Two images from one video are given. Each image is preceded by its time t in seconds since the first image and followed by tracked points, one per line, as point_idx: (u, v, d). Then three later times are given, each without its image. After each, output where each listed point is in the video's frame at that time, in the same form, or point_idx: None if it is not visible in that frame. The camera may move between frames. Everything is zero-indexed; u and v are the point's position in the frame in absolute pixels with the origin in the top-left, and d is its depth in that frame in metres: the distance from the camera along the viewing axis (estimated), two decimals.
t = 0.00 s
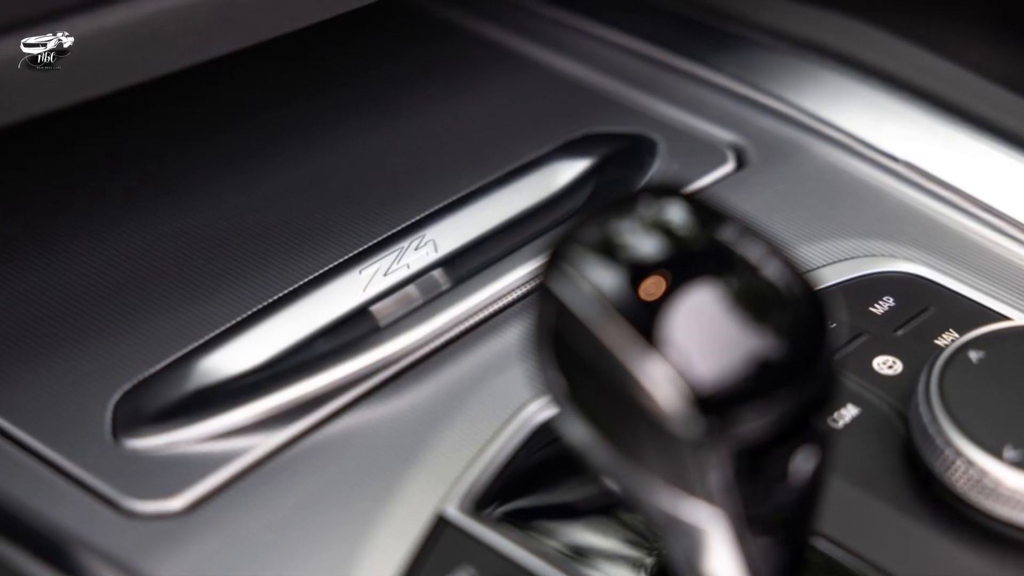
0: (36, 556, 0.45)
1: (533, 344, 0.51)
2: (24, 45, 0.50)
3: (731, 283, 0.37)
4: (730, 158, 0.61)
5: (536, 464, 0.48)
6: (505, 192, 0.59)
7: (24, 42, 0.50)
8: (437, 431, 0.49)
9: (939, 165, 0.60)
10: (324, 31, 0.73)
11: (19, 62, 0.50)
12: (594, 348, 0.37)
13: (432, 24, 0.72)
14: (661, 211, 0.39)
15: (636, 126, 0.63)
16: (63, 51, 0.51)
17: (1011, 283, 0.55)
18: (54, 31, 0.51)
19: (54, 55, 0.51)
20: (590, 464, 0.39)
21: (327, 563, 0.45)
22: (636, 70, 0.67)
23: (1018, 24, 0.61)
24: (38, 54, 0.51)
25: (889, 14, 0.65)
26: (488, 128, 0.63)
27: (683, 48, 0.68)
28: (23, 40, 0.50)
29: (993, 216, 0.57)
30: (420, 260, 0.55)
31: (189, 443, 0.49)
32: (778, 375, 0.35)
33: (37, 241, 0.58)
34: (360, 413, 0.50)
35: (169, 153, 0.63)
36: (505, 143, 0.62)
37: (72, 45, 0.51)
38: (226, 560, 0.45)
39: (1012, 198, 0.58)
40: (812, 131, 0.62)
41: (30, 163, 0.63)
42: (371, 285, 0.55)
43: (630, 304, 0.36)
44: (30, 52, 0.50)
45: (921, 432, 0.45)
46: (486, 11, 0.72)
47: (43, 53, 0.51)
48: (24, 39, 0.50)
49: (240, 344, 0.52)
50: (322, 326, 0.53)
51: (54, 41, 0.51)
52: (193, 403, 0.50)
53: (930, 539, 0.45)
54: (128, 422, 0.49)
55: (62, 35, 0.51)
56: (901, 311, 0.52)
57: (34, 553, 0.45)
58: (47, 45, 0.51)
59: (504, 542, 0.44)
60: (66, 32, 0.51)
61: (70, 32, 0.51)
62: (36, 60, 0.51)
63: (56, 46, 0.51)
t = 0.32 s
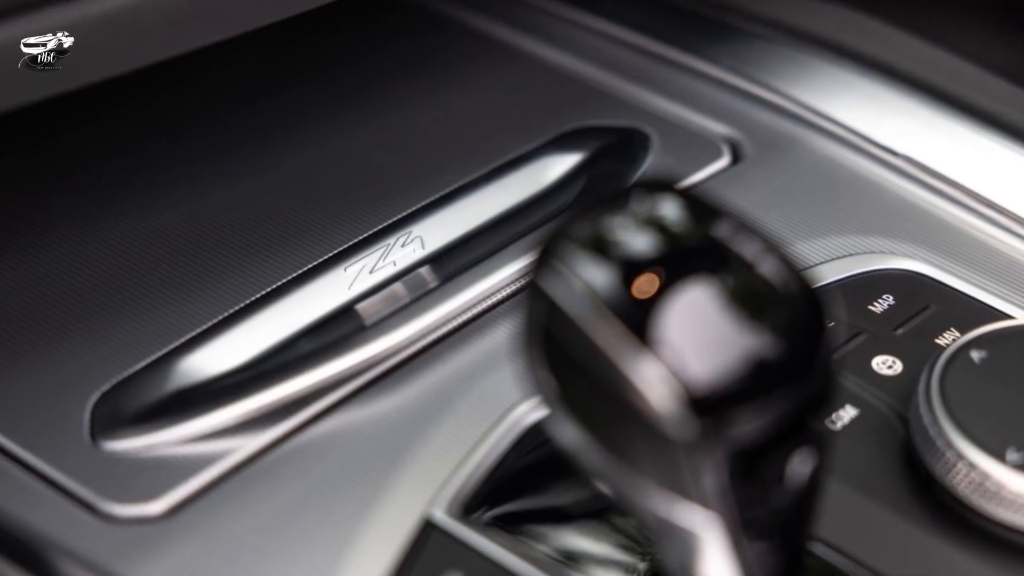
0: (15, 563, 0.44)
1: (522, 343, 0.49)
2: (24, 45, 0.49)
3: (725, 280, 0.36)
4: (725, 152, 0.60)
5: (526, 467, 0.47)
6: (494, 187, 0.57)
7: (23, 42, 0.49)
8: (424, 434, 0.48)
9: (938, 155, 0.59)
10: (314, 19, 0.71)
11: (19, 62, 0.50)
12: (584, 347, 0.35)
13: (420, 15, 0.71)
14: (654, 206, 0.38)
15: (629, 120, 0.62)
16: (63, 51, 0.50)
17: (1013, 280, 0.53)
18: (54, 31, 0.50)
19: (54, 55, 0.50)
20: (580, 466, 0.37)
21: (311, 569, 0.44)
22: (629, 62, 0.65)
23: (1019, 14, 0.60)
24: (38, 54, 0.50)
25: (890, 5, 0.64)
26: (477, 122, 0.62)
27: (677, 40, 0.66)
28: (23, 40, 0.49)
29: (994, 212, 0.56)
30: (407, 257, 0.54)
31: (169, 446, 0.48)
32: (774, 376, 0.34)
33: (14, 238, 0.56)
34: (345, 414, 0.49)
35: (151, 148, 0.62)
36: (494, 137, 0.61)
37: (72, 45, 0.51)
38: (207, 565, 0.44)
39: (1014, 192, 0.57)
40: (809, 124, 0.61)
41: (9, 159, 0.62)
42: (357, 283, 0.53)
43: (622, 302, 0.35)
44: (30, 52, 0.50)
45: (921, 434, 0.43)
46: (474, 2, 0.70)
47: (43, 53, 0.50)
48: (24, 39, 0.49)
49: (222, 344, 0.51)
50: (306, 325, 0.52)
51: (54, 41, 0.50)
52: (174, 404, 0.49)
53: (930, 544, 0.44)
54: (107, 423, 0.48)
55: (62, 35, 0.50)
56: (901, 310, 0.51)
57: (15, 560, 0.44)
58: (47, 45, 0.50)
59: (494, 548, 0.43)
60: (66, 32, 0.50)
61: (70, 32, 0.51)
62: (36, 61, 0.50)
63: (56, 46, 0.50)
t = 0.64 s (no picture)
0: None
1: (511, 343, 0.48)
2: (24, 45, 0.49)
3: (720, 278, 0.34)
4: (720, 146, 0.58)
5: (516, 469, 0.45)
6: (483, 182, 0.56)
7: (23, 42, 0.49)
8: (411, 436, 0.46)
9: (939, 150, 0.57)
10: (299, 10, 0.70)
11: (19, 62, 0.49)
12: (575, 346, 0.34)
13: (407, 5, 0.69)
14: (647, 202, 0.37)
15: (621, 113, 0.60)
16: (63, 52, 0.50)
17: (1014, 277, 0.52)
18: (55, 31, 0.50)
19: (54, 55, 0.50)
20: (572, 469, 0.36)
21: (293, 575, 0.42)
22: (620, 53, 0.64)
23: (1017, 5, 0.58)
24: (38, 54, 0.49)
25: None
26: (466, 115, 0.61)
27: (671, 31, 0.65)
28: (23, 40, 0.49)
29: (995, 207, 0.55)
30: (393, 254, 0.53)
31: (148, 448, 0.46)
32: (771, 376, 0.33)
33: None
34: (328, 416, 0.47)
35: (132, 141, 0.61)
36: (482, 130, 0.60)
37: (72, 45, 0.50)
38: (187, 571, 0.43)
39: (1015, 186, 0.56)
40: (806, 118, 0.60)
41: None
42: (342, 280, 0.52)
43: (614, 300, 0.34)
44: (30, 52, 0.49)
45: (921, 436, 0.42)
46: None
47: (43, 53, 0.49)
48: (24, 39, 0.49)
49: (202, 343, 0.50)
50: (289, 324, 0.50)
51: (54, 41, 0.50)
52: (154, 405, 0.48)
53: (930, 548, 0.42)
54: (84, 425, 0.47)
55: (62, 35, 0.50)
56: (901, 308, 0.49)
57: None
58: (47, 44, 0.49)
59: (481, 552, 0.42)
60: (66, 32, 0.50)
61: (70, 32, 0.50)
62: (35, 61, 0.49)
63: (56, 46, 0.50)
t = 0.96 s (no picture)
0: None
1: (499, 342, 0.47)
2: (24, 45, 0.49)
3: (715, 275, 0.33)
4: (714, 139, 0.57)
5: (504, 472, 0.44)
6: (471, 176, 0.55)
7: (24, 43, 0.49)
8: (397, 438, 0.45)
9: (940, 144, 0.56)
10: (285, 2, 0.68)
11: (19, 62, 0.50)
12: (565, 345, 0.33)
13: None
14: (639, 197, 0.36)
15: (613, 105, 0.59)
16: (63, 51, 0.50)
17: (1017, 273, 0.51)
18: (55, 31, 0.50)
19: (54, 55, 0.50)
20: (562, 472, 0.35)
21: None
22: (612, 44, 0.63)
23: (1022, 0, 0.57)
24: (38, 55, 0.50)
25: None
26: (455, 108, 0.59)
27: (665, 21, 0.63)
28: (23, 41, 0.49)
29: (998, 201, 0.54)
30: (377, 250, 0.51)
31: (126, 450, 0.45)
32: (767, 377, 0.31)
33: None
34: (312, 417, 0.46)
35: (113, 134, 0.59)
36: (470, 124, 0.58)
37: (72, 45, 0.51)
38: None
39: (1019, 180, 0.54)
40: (803, 111, 0.58)
41: None
42: (326, 277, 0.50)
43: (605, 298, 0.32)
44: (31, 52, 0.50)
45: (922, 438, 0.41)
46: None
47: (43, 53, 0.50)
48: (25, 39, 0.49)
49: (182, 342, 0.48)
50: (272, 322, 0.49)
51: (54, 41, 0.50)
52: (132, 406, 0.46)
53: (931, 554, 0.41)
54: (60, 427, 0.45)
55: (61, 35, 0.50)
56: (901, 307, 0.48)
57: None
58: (47, 45, 0.50)
59: (468, 557, 0.40)
60: (66, 32, 0.50)
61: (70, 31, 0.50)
62: (36, 62, 0.50)
63: (56, 46, 0.50)
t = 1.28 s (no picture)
0: None
1: (487, 341, 0.45)
2: (25, 45, 0.55)
3: (709, 272, 0.32)
4: (709, 133, 0.56)
5: (492, 475, 0.43)
6: (461, 170, 0.53)
7: (24, 42, 0.55)
8: (381, 440, 0.44)
9: (941, 137, 0.55)
10: None
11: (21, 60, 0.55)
12: (555, 345, 0.31)
13: None
14: (632, 192, 0.34)
15: (605, 98, 0.58)
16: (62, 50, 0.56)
17: (1019, 270, 0.49)
18: (55, 32, 0.55)
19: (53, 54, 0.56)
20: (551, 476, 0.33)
21: None
22: (604, 35, 0.62)
23: None
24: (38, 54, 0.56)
25: None
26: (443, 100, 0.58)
27: (659, 11, 0.62)
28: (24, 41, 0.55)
29: (1000, 196, 0.52)
30: (362, 247, 0.50)
31: (103, 453, 0.44)
32: (763, 377, 0.30)
33: None
34: (294, 419, 0.45)
35: (91, 126, 0.58)
36: (457, 117, 0.57)
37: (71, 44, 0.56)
38: None
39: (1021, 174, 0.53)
40: (800, 104, 0.57)
41: None
42: (308, 275, 0.49)
43: (596, 296, 0.31)
44: (31, 51, 0.55)
45: (922, 440, 0.39)
46: None
47: (42, 52, 0.56)
48: (26, 40, 0.55)
49: (161, 341, 0.47)
50: (252, 320, 0.48)
51: (53, 41, 0.56)
52: (109, 407, 0.45)
53: (932, 560, 0.40)
54: (35, 428, 0.44)
55: (62, 36, 0.56)
56: (901, 305, 0.47)
57: None
58: (47, 44, 0.56)
59: (454, 562, 0.39)
60: (66, 32, 0.56)
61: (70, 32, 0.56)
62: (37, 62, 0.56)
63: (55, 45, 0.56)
